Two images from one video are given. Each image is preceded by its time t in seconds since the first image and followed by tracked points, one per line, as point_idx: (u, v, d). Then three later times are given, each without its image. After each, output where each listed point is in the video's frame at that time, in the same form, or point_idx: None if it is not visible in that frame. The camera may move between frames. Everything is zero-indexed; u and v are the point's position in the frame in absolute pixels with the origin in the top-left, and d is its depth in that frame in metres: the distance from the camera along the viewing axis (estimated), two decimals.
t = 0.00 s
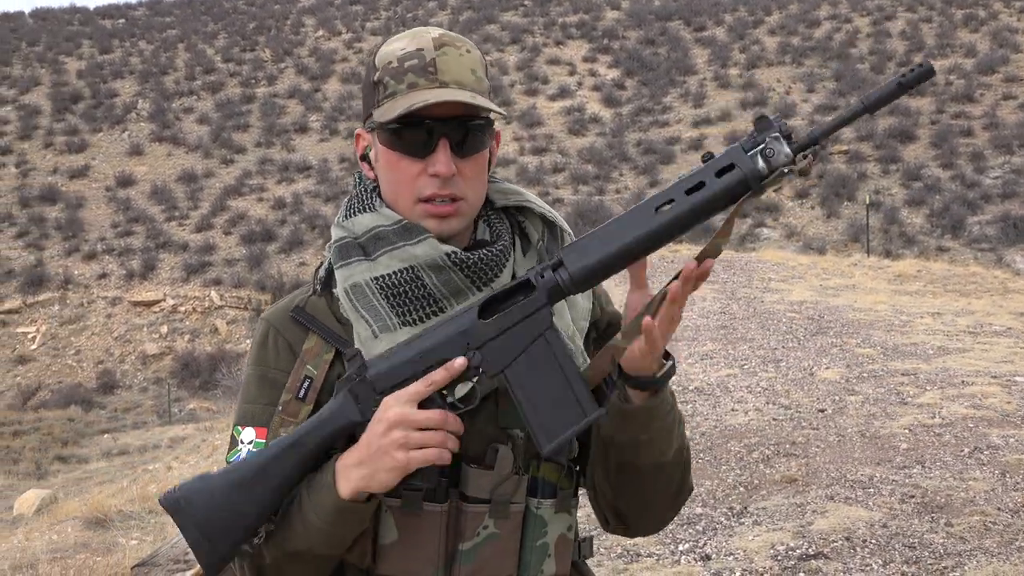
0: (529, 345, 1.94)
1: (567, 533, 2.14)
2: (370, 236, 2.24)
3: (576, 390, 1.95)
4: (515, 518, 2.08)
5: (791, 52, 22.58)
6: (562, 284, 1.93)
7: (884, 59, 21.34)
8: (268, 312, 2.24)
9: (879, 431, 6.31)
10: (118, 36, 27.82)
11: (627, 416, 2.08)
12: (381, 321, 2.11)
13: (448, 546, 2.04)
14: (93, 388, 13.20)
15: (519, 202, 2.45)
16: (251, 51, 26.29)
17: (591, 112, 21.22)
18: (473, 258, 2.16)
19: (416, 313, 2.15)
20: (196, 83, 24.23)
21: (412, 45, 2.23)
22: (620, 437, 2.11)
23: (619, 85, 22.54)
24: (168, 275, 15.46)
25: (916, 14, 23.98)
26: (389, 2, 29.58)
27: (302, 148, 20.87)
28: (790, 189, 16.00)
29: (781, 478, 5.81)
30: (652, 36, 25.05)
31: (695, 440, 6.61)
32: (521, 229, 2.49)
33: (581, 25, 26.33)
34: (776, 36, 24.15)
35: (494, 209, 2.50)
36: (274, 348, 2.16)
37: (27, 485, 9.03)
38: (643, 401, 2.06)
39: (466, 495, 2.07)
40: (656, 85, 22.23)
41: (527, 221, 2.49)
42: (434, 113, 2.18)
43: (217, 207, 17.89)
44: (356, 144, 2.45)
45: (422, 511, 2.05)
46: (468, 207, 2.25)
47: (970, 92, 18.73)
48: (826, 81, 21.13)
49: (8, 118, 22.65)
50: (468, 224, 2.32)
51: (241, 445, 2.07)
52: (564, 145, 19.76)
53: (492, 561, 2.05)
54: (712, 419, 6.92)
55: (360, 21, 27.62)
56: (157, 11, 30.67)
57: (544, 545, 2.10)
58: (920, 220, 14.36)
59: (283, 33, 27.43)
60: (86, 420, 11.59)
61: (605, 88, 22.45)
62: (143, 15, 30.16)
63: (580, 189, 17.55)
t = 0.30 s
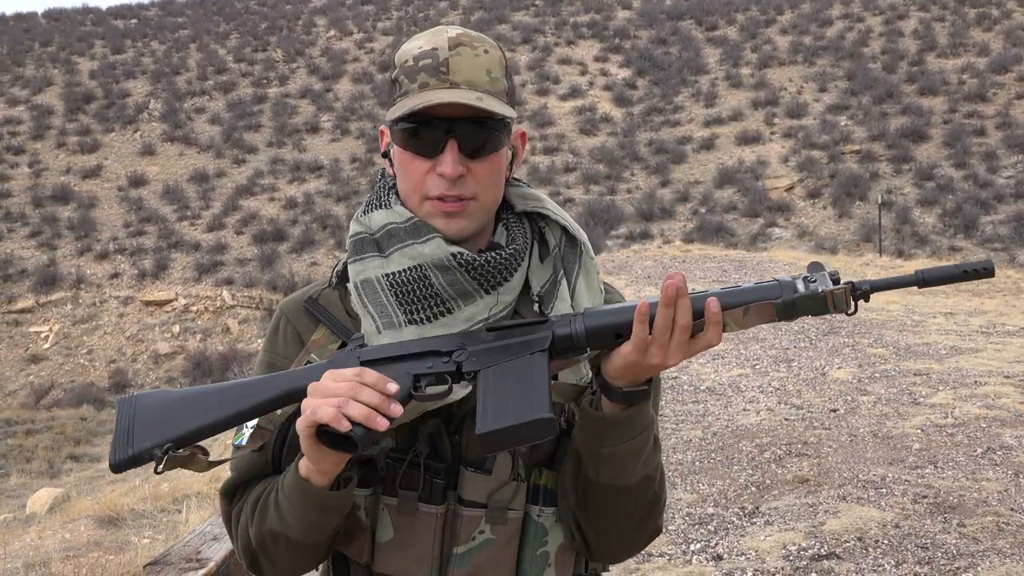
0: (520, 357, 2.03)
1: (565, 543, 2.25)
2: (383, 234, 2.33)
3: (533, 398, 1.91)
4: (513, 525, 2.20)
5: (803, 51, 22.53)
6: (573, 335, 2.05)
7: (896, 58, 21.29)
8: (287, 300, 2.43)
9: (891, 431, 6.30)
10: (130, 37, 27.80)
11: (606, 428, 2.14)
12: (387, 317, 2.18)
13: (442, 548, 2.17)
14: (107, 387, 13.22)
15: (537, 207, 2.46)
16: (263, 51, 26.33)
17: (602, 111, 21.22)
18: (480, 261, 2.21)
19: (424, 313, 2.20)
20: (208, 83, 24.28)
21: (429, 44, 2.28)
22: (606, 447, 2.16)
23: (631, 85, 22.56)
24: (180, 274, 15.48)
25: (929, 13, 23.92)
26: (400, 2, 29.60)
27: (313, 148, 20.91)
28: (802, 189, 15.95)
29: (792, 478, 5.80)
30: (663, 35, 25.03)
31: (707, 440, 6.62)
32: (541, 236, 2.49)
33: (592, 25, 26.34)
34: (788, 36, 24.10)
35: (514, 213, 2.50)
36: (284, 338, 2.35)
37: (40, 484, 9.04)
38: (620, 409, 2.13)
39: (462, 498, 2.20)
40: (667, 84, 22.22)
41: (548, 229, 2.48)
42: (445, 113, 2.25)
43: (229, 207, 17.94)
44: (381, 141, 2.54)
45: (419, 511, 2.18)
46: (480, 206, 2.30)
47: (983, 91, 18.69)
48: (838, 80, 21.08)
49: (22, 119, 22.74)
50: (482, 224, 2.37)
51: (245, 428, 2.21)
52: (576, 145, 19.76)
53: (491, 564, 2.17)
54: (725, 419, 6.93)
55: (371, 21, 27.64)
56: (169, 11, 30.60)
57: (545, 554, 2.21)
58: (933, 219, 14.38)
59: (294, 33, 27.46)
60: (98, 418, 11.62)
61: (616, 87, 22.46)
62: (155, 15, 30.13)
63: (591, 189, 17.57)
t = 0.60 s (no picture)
0: (538, 418, 1.94)
1: (575, 546, 2.20)
2: (387, 236, 2.30)
3: (545, 469, 1.85)
4: (518, 527, 2.14)
5: (814, 51, 22.50)
6: (594, 397, 1.94)
7: (907, 58, 21.26)
8: (294, 304, 2.38)
9: (902, 433, 6.29)
10: (140, 37, 27.77)
11: (620, 482, 2.09)
12: (391, 321, 2.19)
13: (446, 549, 2.13)
14: (117, 387, 13.22)
15: (544, 207, 2.39)
16: (273, 51, 26.36)
17: (612, 111, 21.23)
18: (485, 263, 2.18)
19: (428, 316, 2.21)
20: (218, 84, 24.34)
21: (437, 47, 2.22)
22: (622, 496, 2.11)
23: (641, 85, 22.57)
24: (191, 274, 15.51)
25: (940, 12, 23.89)
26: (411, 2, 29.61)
27: (323, 149, 20.95)
28: (813, 189, 15.91)
29: (802, 478, 5.79)
30: (673, 36, 25.03)
31: (716, 440, 6.63)
32: (547, 237, 2.43)
33: (602, 25, 26.36)
34: (798, 35, 24.08)
35: (520, 212, 2.43)
36: (287, 338, 2.29)
37: (51, 483, 9.08)
38: (634, 470, 2.07)
39: (466, 501, 2.15)
40: (677, 84, 22.21)
41: (554, 229, 2.42)
42: (451, 122, 2.19)
43: (239, 208, 17.99)
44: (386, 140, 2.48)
45: (423, 513, 2.14)
46: (483, 213, 2.25)
47: (995, 91, 18.66)
48: (849, 80, 21.06)
49: (33, 119, 22.83)
50: (487, 228, 2.32)
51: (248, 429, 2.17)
52: (585, 145, 19.76)
53: (493, 564, 2.12)
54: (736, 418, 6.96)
55: (381, 21, 27.66)
56: (180, 12, 30.53)
57: (551, 557, 2.16)
58: (944, 219, 14.47)
59: (304, 33, 27.52)
60: (110, 418, 11.65)
61: (626, 87, 22.47)
62: (166, 16, 30.09)
63: (601, 189, 17.59)
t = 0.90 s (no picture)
0: (544, 427, 1.92)
1: (578, 548, 2.19)
2: (393, 237, 2.28)
3: (550, 473, 1.82)
4: (522, 529, 2.11)
5: (823, 50, 22.47)
6: (602, 408, 1.92)
7: (917, 57, 21.24)
8: (299, 303, 2.34)
9: (912, 433, 6.29)
10: (150, 38, 27.77)
11: (626, 490, 2.09)
12: (395, 322, 2.17)
13: (448, 551, 2.10)
14: (127, 387, 13.32)
15: (549, 210, 2.38)
16: (282, 52, 26.40)
17: (622, 111, 21.23)
18: (489, 264, 2.17)
19: (431, 317, 2.19)
20: (227, 84, 24.37)
21: (439, 48, 2.21)
22: (628, 503, 2.10)
23: (651, 85, 22.57)
24: (200, 275, 15.53)
25: (949, 12, 23.85)
26: (420, 2, 29.61)
27: (332, 149, 20.97)
28: (822, 188, 15.88)
29: (812, 478, 5.79)
30: (683, 35, 25.00)
31: (725, 441, 6.64)
32: (553, 239, 2.41)
33: (611, 24, 26.37)
34: (808, 35, 24.05)
35: (526, 215, 2.43)
36: (294, 341, 2.26)
37: (61, 483, 9.12)
38: (640, 478, 2.06)
39: (470, 503, 2.12)
40: (687, 84, 22.21)
41: (560, 231, 2.40)
42: (454, 123, 2.17)
43: (249, 208, 18.03)
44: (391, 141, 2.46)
45: (426, 515, 2.12)
46: (487, 215, 2.23)
47: (1005, 90, 18.63)
48: (858, 79, 21.03)
49: (44, 121, 22.91)
50: (492, 230, 2.30)
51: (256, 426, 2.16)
52: (594, 145, 19.77)
53: (496, 566, 2.10)
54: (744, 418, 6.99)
55: (390, 21, 27.68)
56: (189, 12, 30.54)
57: (554, 558, 2.14)
58: (953, 219, 14.46)
59: (313, 34, 27.55)
60: (119, 418, 11.68)
61: (635, 87, 22.47)
62: (175, 16, 30.10)
63: (610, 189, 17.60)
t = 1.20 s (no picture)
0: (556, 428, 1.91)
1: (585, 547, 2.12)
2: (397, 239, 2.25)
3: (563, 470, 1.80)
4: (529, 527, 2.07)
5: (833, 50, 22.44)
6: (614, 413, 1.90)
7: (927, 57, 21.20)
8: (303, 305, 2.31)
9: (922, 433, 6.28)
10: (159, 39, 27.81)
11: (638, 499, 2.04)
12: (401, 324, 2.15)
13: (455, 552, 2.08)
14: (136, 387, 13.36)
15: (553, 209, 2.30)
16: (292, 52, 26.44)
17: (631, 111, 21.24)
18: (495, 265, 2.13)
19: (438, 318, 2.17)
20: (237, 84, 24.41)
21: (443, 53, 2.16)
22: (640, 510, 2.05)
23: (660, 84, 22.56)
24: (210, 275, 15.55)
25: (959, 11, 23.80)
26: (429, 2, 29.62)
27: (342, 149, 20.99)
28: (831, 188, 15.86)
29: (821, 479, 5.78)
30: (692, 35, 24.98)
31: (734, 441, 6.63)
32: (557, 237, 2.34)
33: (620, 24, 26.37)
34: (817, 34, 24.01)
35: (530, 213, 2.36)
36: (300, 343, 2.24)
37: (71, 483, 9.16)
38: (653, 488, 2.01)
39: (477, 503, 2.11)
40: (696, 83, 22.18)
41: (564, 229, 2.33)
42: (468, 128, 2.12)
43: (258, 208, 18.07)
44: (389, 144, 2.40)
45: (434, 514, 2.10)
46: (502, 218, 2.20)
47: (1016, 89, 18.58)
48: (868, 78, 20.99)
49: (54, 121, 23.00)
50: (503, 232, 2.27)
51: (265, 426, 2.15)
52: (604, 145, 19.78)
53: (505, 566, 2.07)
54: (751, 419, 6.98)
55: (400, 21, 27.70)
56: (199, 13, 30.59)
57: (562, 557, 2.09)
58: (963, 219, 14.43)
59: (323, 34, 27.59)
60: (129, 418, 11.70)
61: (645, 87, 22.46)
62: (185, 17, 30.14)
63: (619, 189, 17.60)
